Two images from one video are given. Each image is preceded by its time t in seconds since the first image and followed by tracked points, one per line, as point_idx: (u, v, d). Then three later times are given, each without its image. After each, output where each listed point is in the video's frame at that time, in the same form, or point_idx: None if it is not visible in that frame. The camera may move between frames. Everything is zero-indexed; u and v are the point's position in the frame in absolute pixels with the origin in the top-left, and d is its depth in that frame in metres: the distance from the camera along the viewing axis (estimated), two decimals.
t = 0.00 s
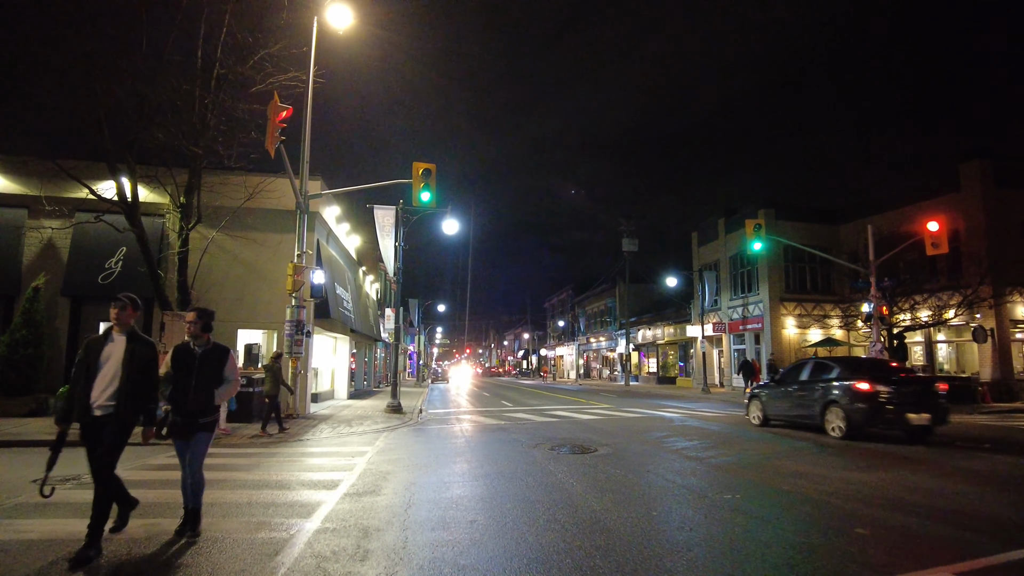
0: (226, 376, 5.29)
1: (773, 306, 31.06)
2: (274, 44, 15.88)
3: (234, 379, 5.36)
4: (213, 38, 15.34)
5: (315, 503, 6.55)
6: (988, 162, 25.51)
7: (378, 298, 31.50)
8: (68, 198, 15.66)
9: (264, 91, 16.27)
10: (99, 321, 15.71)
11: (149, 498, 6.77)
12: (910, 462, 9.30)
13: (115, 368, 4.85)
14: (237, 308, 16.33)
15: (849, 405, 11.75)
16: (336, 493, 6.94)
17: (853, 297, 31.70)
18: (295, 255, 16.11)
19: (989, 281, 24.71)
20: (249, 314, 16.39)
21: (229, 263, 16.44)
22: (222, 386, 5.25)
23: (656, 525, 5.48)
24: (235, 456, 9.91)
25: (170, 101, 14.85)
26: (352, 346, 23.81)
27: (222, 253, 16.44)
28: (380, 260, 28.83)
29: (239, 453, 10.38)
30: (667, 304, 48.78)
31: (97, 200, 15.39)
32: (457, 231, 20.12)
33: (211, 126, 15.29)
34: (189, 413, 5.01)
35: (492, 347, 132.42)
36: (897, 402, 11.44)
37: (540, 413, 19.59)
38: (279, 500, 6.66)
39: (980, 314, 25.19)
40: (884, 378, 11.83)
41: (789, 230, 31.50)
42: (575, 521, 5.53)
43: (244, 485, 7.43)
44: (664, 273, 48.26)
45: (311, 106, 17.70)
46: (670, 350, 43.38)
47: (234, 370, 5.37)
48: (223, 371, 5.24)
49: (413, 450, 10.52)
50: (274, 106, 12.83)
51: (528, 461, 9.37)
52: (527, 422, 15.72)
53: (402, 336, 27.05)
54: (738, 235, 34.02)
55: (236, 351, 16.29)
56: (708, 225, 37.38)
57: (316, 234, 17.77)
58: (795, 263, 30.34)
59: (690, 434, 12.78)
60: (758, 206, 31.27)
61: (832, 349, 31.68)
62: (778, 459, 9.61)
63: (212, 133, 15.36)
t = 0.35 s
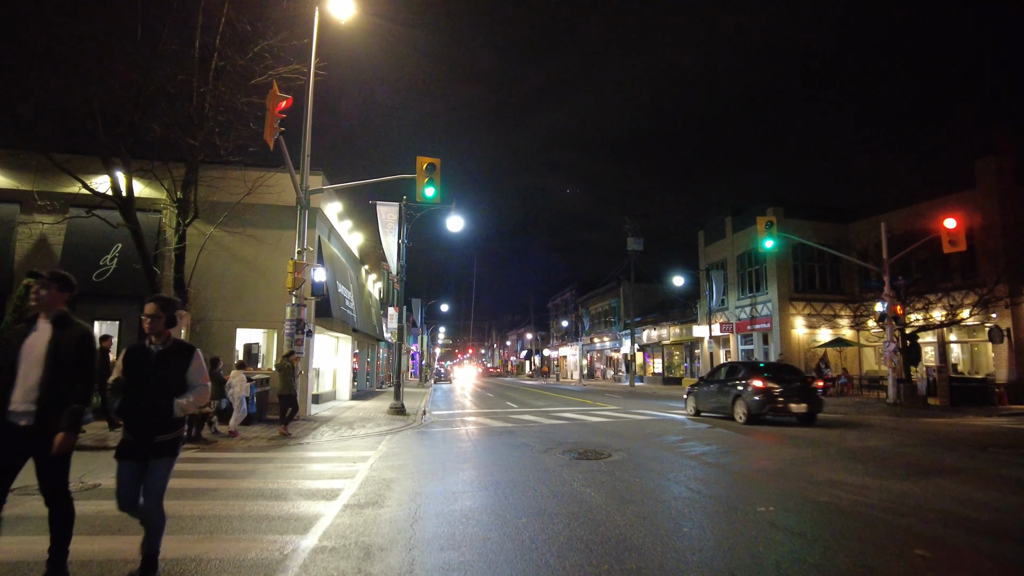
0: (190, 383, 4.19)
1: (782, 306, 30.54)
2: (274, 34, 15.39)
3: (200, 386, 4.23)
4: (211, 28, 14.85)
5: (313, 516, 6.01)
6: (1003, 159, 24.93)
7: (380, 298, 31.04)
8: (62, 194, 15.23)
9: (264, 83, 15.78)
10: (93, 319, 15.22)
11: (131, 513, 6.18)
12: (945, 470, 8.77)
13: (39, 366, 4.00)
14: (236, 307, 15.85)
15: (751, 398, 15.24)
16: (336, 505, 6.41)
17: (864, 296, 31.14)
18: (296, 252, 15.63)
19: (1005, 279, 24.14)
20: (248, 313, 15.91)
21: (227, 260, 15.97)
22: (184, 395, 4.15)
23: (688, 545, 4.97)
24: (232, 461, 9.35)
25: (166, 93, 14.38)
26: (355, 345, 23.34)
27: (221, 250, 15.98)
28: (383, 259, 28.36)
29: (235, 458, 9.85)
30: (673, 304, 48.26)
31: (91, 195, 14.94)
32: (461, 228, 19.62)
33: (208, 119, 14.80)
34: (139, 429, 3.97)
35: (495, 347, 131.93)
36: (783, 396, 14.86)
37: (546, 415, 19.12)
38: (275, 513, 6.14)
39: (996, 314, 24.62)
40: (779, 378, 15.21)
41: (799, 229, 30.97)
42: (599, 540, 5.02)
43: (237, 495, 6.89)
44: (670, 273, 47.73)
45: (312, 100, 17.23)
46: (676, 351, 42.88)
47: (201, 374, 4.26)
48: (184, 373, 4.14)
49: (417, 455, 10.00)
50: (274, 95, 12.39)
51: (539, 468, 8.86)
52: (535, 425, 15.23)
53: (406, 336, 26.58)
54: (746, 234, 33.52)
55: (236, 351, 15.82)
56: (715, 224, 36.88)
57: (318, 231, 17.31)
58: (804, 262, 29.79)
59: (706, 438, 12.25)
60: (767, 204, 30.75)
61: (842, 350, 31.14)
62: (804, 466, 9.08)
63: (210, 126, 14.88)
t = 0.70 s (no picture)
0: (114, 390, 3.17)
1: (789, 305, 30.03)
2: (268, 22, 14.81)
3: (129, 396, 3.18)
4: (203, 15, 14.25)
5: (305, 529, 5.47)
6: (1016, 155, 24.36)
7: (380, 297, 30.53)
8: (49, 188, 14.71)
9: (258, 73, 15.21)
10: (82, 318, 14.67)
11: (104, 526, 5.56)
12: (981, 478, 8.20)
13: None
14: (230, 305, 15.34)
15: (688, 394, 18.93)
16: (331, 516, 5.87)
17: (871, 295, 30.62)
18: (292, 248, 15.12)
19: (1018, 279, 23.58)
20: (242, 311, 15.38)
21: (221, 257, 15.44)
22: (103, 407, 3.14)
23: (720, 564, 4.45)
24: (222, 466, 8.78)
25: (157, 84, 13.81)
26: (353, 346, 22.90)
27: (214, 246, 15.45)
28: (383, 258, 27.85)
29: (227, 463, 9.30)
30: (676, 304, 47.75)
31: (81, 189, 14.41)
32: (462, 224, 19.10)
33: (202, 109, 14.27)
34: (46, 454, 3.01)
35: (495, 348, 131.43)
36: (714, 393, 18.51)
37: (550, 416, 18.62)
38: (264, 525, 5.59)
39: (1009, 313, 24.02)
40: (710, 378, 18.86)
41: (805, 227, 30.45)
42: (623, 558, 4.51)
43: (225, 504, 6.36)
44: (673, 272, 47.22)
45: (309, 92, 16.71)
46: (679, 351, 42.36)
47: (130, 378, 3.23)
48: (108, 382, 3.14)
49: (417, 460, 9.46)
50: (269, 82, 11.87)
51: (547, 474, 8.33)
52: (541, 427, 14.68)
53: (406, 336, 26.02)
54: (752, 232, 33.04)
55: (230, 351, 15.26)
56: (720, 223, 36.35)
57: (315, 227, 16.81)
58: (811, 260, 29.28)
59: (719, 441, 11.72)
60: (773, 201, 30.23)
61: (850, 350, 30.61)
62: (830, 470, 8.54)
63: (204, 118, 14.35)
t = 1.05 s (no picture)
0: None
1: (796, 305, 29.53)
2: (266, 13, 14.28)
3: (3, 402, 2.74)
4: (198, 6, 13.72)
5: (301, 553, 4.92)
6: None
7: (380, 297, 30.00)
8: (39, 184, 14.21)
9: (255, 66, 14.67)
10: (72, 319, 14.16)
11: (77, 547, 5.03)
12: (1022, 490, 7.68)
13: None
14: (225, 305, 14.81)
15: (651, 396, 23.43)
16: (331, 538, 5.31)
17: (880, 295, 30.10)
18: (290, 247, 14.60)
19: None
20: (239, 311, 14.87)
21: (217, 256, 14.93)
22: None
23: None
24: (213, 477, 8.22)
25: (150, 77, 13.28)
26: (353, 347, 22.39)
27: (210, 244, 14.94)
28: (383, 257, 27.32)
29: (221, 472, 8.79)
30: (680, 304, 47.21)
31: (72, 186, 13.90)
32: (465, 222, 18.60)
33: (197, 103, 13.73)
34: None
35: (496, 349, 130.82)
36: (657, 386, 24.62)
37: (555, 420, 18.10)
38: (257, 547, 5.07)
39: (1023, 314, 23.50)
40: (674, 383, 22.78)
41: (813, 226, 29.93)
42: None
43: (216, 521, 5.85)
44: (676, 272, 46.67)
45: (308, 85, 16.16)
46: (683, 351, 41.84)
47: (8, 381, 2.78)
48: None
49: (421, 470, 8.91)
50: (265, 72, 11.40)
51: (560, 486, 7.80)
52: (548, 431, 14.17)
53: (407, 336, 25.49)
54: (758, 231, 32.53)
55: (226, 353, 14.75)
56: (726, 222, 35.84)
57: (314, 225, 16.28)
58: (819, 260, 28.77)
59: (734, 448, 11.20)
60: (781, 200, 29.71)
61: (858, 351, 30.08)
62: (862, 482, 7.99)
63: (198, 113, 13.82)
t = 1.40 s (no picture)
0: None
1: (806, 309, 29.03)
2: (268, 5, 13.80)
3: None
4: None
5: None
6: None
7: (382, 301, 29.51)
8: (31, 181, 13.73)
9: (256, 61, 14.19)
10: (65, 321, 13.66)
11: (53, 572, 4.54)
12: None
13: None
14: (223, 307, 14.32)
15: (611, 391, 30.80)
16: (334, 561, 4.79)
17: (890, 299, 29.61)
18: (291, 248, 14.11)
19: None
20: (237, 314, 14.37)
21: (215, 255, 14.46)
22: None
23: None
24: (208, 489, 7.70)
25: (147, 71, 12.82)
26: (355, 351, 21.90)
27: (208, 244, 14.46)
28: (386, 260, 26.84)
29: (217, 483, 8.26)
30: (684, 309, 46.65)
31: (66, 183, 13.42)
32: (471, 223, 18.13)
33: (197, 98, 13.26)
34: None
35: (497, 354, 130.21)
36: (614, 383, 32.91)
37: (562, 427, 17.56)
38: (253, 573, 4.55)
39: None
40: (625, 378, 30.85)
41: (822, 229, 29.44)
42: None
43: (208, 542, 5.32)
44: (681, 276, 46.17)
45: (311, 82, 15.73)
46: (688, 356, 41.31)
47: None
48: None
49: (429, 482, 8.38)
50: (266, 63, 10.94)
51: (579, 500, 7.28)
52: (557, 439, 13.66)
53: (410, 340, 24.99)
54: (766, 234, 32.05)
55: (223, 357, 14.25)
56: (732, 225, 35.40)
57: (315, 225, 15.79)
58: (829, 263, 28.28)
59: (755, 457, 10.67)
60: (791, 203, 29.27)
61: (868, 356, 29.53)
62: (902, 497, 7.46)
63: (198, 109, 13.35)
